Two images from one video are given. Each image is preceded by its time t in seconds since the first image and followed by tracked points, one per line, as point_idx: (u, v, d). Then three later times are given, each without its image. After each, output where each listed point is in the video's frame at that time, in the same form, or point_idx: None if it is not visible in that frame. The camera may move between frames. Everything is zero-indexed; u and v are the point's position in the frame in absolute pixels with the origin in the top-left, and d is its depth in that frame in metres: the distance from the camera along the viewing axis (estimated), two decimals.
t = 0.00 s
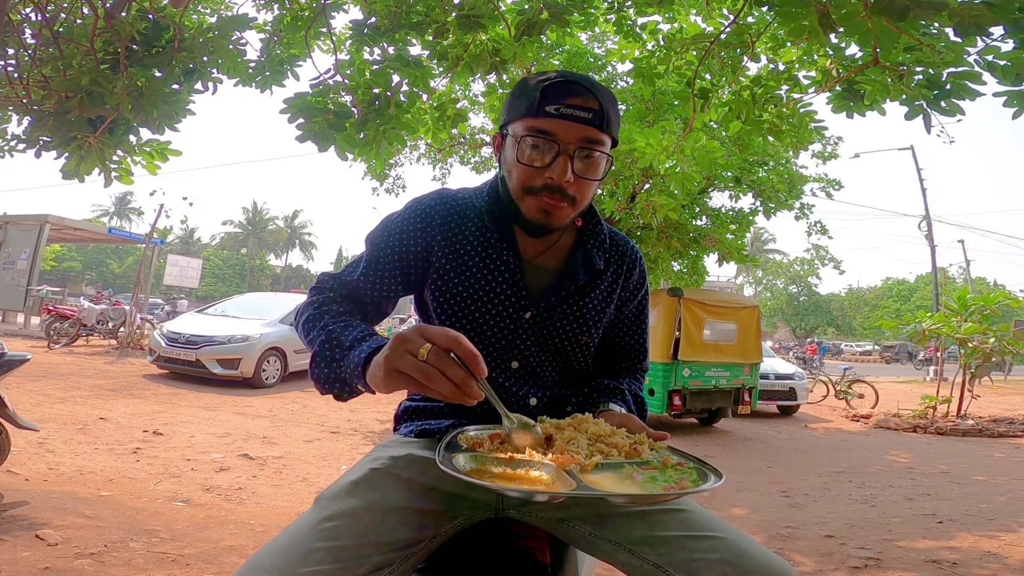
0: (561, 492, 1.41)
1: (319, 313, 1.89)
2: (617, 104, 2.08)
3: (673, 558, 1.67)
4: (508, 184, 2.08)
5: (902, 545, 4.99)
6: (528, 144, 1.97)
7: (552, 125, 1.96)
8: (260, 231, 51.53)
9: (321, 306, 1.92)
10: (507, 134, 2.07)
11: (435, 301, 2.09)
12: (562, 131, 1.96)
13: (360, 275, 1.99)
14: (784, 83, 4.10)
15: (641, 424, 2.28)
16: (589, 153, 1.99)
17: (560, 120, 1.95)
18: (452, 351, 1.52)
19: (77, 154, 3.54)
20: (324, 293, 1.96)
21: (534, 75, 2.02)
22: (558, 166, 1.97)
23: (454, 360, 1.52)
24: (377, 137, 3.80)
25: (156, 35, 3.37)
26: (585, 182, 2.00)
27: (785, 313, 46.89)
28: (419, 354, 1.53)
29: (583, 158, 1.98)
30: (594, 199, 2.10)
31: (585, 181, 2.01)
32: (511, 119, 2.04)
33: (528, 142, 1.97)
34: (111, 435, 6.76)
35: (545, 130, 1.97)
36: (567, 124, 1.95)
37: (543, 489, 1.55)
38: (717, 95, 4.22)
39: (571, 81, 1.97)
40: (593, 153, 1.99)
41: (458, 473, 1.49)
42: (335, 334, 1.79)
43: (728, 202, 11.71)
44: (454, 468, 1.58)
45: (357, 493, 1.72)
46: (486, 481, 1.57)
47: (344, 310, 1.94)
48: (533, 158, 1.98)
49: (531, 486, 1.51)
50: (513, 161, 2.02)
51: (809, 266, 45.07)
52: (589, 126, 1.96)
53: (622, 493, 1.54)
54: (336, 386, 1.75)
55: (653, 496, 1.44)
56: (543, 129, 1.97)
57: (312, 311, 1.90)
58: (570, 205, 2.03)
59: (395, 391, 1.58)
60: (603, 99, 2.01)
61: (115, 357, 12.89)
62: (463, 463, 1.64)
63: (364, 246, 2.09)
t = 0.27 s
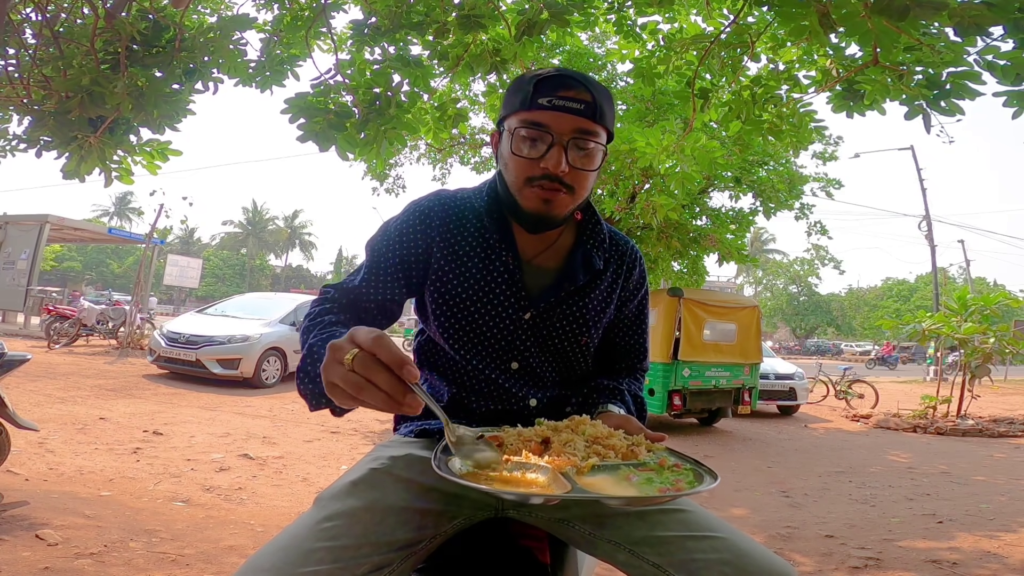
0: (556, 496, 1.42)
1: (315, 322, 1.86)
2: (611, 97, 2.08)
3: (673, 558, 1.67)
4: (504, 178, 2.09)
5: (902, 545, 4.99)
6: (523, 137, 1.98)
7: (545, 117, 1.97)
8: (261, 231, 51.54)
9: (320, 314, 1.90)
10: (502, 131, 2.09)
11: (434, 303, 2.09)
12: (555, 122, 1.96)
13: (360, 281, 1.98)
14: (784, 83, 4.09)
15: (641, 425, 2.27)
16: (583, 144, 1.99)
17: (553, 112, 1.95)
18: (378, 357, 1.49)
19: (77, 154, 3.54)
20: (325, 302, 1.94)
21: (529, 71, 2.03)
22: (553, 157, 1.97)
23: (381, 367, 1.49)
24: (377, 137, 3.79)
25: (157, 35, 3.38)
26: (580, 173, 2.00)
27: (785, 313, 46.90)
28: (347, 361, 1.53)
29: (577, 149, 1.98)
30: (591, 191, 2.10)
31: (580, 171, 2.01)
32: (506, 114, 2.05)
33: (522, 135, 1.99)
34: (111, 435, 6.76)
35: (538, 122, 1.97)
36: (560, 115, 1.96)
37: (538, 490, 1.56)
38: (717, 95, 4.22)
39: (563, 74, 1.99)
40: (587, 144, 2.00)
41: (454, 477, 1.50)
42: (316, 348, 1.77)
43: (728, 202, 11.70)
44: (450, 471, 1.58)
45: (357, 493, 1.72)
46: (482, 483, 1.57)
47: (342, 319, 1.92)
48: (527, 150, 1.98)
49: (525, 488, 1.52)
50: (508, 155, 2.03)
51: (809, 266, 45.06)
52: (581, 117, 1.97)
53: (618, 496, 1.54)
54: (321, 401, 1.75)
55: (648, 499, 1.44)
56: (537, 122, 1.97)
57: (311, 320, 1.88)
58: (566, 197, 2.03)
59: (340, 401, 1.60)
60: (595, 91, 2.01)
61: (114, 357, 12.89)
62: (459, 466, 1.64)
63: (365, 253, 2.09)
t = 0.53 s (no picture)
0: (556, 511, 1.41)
1: (324, 322, 1.86)
2: (609, 94, 2.09)
3: (673, 559, 1.67)
4: (503, 175, 2.09)
5: (902, 545, 4.99)
6: (521, 132, 1.99)
7: (544, 112, 1.97)
8: (261, 231, 51.55)
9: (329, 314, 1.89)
10: (501, 128, 2.10)
11: (433, 303, 2.09)
12: (553, 117, 1.97)
13: (364, 284, 1.99)
14: (784, 83, 4.09)
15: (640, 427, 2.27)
16: (582, 139, 1.99)
17: (551, 107, 1.96)
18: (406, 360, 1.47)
19: (77, 154, 3.54)
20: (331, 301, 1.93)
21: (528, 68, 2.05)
22: (551, 151, 1.97)
23: (407, 368, 1.47)
24: (377, 137, 3.79)
25: (156, 35, 3.38)
26: (579, 167, 2.00)
27: (785, 313, 46.91)
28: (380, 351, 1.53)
29: (575, 144, 1.98)
30: (590, 188, 2.10)
31: (579, 166, 2.01)
32: (505, 111, 2.06)
33: (520, 130, 1.99)
34: (111, 435, 6.76)
35: (536, 117, 1.98)
36: (559, 110, 1.97)
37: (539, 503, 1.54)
38: (716, 95, 4.22)
39: (561, 71, 2.00)
40: (587, 139, 2.00)
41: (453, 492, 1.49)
42: (333, 340, 1.77)
43: (728, 202, 11.71)
44: (449, 484, 1.58)
45: (357, 493, 1.73)
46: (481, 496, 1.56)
47: (348, 318, 1.91)
48: (526, 145, 1.99)
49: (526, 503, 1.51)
50: (507, 151, 2.03)
51: (808, 266, 45.08)
52: (579, 112, 1.97)
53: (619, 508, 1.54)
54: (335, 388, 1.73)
55: (649, 513, 1.44)
56: (535, 117, 1.98)
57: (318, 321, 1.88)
58: (565, 192, 2.03)
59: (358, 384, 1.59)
60: (593, 87, 2.02)
61: (115, 357, 12.88)
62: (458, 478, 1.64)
63: (366, 254, 2.09)
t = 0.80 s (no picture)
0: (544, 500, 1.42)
1: (325, 336, 1.85)
2: (610, 96, 2.09)
3: (673, 558, 1.66)
4: (503, 176, 2.09)
5: (902, 545, 4.99)
6: (522, 133, 1.99)
7: (544, 113, 1.97)
8: (261, 231, 51.56)
9: (329, 325, 1.89)
10: (501, 128, 2.10)
11: (433, 305, 2.08)
12: (553, 118, 1.97)
13: (364, 287, 1.99)
14: (784, 83, 4.09)
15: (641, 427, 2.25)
16: (582, 140, 1.99)
17: (551, 108, 1.96)
18: (375, 381, 1.46)
19: (77, 154, 3.54)
20: (333, 310, 1.95)
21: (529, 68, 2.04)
22: (550, 152, 1.97)
23: (382, 390, 1.46)
24: (378, 137, 3.78)
25: (156, 35, 3.38)
26: (579, 168, 2.00)
27: (785, 313, 46.92)
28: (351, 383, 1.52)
29: (575, 145, 1.98)
30: (590, 189, 2.10)
31: (578, 167, 2.00)
32: (505, 111, 2.06)
33: (521, 131, 1.99)
34: (111, 435, 6.76)
35: (536, 118, 1.98)
36: (559, 111, 1.96)
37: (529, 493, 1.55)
38: (716, 95, 4.22)
39: (562, 72, 2.00)
40: (587, 140, 2.00)
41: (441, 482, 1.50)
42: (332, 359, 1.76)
43: (728, 202, 11.70)
44: (439, 475, 1.58)
45: (357, 493, 1.73)
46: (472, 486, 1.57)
47: (351, 327, 1.91)
48: (527, 146, 1.99)
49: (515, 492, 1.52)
50: (508, 151, 2.03)
51: (808, 266, 45.09)
52: (580, 112, 1.97)
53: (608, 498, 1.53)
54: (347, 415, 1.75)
55: (637, 502, 1.45)
56: (536, 118, 1.98)
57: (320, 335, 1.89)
58: (566, 193, 2.03)
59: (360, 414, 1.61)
60: (594, 88, 2.02)
61: (114, 357, 12.88)
62: (449, 470, 1.64)
63: (369, 258, 2.09)
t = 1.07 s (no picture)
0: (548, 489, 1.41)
1: (314, 334, 1.83)
2: (611, 97, 2.09)
3: (674, 558, 1.67)
4: (505, 178, 2.09)
5: (902, 545, 4.98)
6: (524, 136, 1.98)
7: (546, 115, 1.97)
8: (261, 231, 51.56)
9: (325, 322, 1.88)
10: (502, 130, 2.09)
11: (432, 305, 2.08)
12: (557, 120, 1.97)
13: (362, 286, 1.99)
14: (784, 83, 4.10)
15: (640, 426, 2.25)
16: (584, 143, 1.99)
17: (554, 110, 1.96)
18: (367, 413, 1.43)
19: (77, 155, 3.54)
20: (327, 307, 1.93)
21: (532, 70, 2.03)
22: (555, 155, 1.97)
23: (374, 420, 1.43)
24: (378, 137, 3.78)
25: (156, 35, 3.38)
26: (581, 171, 2.00)
27: (785, 313, 46.94)
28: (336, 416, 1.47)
29: (578, 147, 1.98)
30: (592, 192, 2.10)
31: (581, 170, 2.00)
32: (507, 113, 2.05)
33: (523, 134, 1.99)
34: (111, 435, 6.76)
35: (539, 121, 1.98)
36: (562, 114, 1.96)
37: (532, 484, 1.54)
38: (716, 95, 4.22)
39: (565, 74, 1.99)
40: (589, 143, 2.00)
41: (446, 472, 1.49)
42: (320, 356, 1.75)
43: (728, 202, 11.69)
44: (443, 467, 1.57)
45: (356, 493, 1.73)
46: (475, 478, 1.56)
47: (343, 325, 1.90)
48: (529, 148, 1.98)
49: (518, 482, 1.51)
50: (510, 153, 2.03)
51: (808, 266, 45.11)
52: (582, 115, 1.97)
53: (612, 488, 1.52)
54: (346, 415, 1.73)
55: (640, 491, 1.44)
56: (538, 120, 1.98)
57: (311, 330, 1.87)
58: (568, 195, 2.03)
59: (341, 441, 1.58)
60: (597, 91, 2.02)
61: (114, 357, 12.88)
62: (452, 464, 1.63)
63: (367, 257, 2.09)
